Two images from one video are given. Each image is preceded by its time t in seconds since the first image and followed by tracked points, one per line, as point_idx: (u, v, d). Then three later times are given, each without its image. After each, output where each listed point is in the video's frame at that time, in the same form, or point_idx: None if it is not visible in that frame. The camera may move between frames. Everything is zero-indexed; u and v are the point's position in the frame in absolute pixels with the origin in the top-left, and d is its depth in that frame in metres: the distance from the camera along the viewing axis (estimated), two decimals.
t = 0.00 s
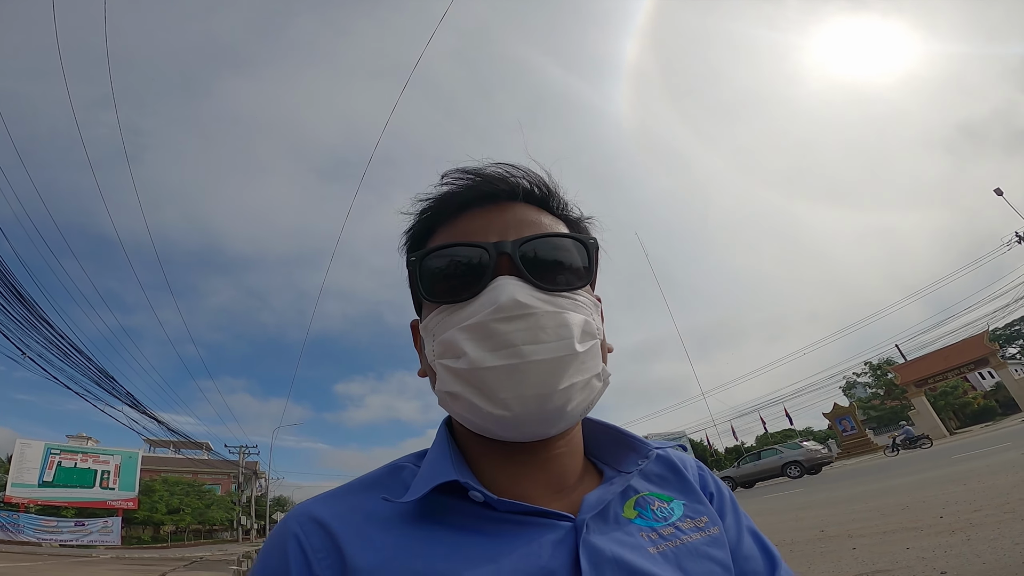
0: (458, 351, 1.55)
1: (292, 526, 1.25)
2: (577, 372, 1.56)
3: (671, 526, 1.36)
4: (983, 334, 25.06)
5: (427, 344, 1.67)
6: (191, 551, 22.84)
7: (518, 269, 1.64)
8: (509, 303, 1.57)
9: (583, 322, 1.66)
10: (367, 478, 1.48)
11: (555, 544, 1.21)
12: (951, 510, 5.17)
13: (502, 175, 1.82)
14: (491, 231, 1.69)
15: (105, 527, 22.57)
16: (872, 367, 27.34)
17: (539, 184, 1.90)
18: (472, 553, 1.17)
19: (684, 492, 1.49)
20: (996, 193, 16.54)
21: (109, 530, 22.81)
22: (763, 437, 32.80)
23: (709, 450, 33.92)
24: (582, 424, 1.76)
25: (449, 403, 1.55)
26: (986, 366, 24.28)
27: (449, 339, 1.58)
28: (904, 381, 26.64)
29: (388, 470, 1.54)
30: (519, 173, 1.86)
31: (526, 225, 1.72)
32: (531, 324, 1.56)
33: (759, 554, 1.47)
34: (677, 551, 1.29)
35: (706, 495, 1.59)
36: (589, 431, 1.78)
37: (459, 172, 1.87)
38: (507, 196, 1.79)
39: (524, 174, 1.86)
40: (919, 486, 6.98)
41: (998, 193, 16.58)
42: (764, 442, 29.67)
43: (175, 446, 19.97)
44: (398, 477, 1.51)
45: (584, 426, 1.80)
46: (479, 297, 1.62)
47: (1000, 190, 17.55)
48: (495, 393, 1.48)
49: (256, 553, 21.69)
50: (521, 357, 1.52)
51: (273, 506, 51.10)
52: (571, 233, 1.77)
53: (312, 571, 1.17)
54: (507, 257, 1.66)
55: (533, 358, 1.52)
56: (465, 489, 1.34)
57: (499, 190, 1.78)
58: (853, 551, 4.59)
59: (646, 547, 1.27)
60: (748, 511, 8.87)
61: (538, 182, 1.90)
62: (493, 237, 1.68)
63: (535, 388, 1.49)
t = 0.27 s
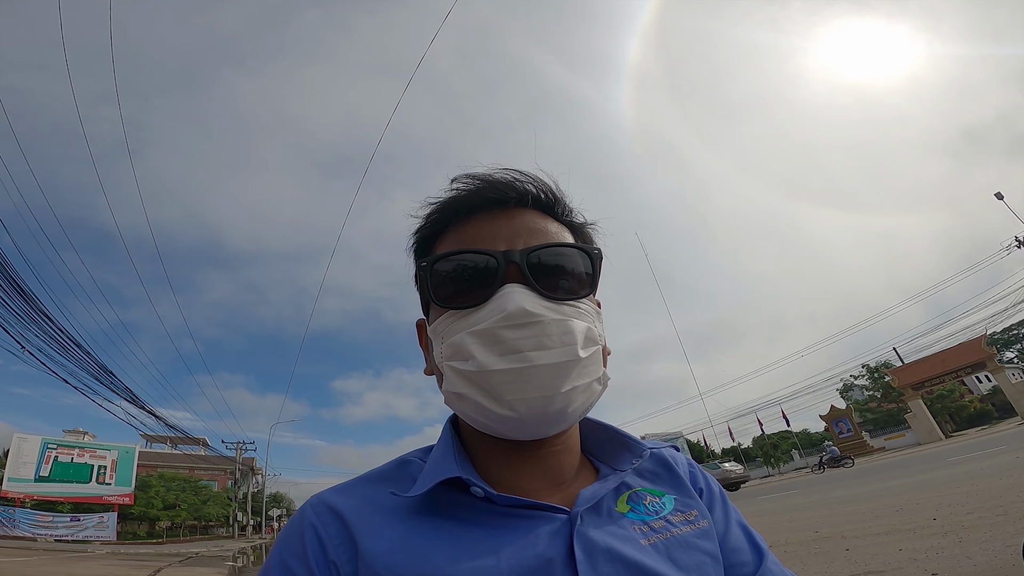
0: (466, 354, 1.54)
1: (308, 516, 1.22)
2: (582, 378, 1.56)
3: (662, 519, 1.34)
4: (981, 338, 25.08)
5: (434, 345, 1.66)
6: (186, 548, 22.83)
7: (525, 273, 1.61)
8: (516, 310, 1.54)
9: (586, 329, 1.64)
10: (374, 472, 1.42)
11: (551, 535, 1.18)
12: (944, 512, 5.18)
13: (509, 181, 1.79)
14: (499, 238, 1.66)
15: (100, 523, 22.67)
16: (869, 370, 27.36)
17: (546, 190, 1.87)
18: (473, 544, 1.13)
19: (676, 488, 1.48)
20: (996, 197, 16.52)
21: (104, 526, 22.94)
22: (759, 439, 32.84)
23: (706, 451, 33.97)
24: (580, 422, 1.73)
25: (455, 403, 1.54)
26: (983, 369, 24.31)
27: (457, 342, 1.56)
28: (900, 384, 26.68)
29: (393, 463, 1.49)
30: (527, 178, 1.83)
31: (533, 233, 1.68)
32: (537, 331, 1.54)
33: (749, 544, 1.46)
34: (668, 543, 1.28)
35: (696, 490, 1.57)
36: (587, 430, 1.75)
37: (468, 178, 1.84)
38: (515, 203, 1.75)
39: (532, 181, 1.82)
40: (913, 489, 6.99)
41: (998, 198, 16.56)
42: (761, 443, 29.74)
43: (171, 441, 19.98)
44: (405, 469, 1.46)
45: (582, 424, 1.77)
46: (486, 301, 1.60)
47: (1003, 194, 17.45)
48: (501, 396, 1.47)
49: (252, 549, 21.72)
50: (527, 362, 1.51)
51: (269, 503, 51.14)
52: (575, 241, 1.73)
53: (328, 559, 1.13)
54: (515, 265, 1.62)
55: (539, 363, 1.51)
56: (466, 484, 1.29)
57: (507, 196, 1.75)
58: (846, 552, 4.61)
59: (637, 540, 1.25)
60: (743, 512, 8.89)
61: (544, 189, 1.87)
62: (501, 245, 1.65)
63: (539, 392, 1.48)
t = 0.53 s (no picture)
0: (463, 348, 1.52)
1: (306, 506, 1.19)
2: (576, 372, 1.55)
3: (653, 512, 1.33)
4: (978, 341, 25.11)
5: (430, 339, 1.63)
6: (180, 543, 22.84)
7: (522, 268, 1.60)
8: (513, 305, 1.53)
9: (581, 324, 1.62)
10: (370, 463, 1.38)
11: (544, 527, 1.16)
12: (936, 514, 5.21)
13: (507, 176, 1.77)
14: (497, 234, 1.64)
15: (95, 518, 23.07)
16: (866, 372, 27.40)
17: (543, 188, 1.86)
18: (468, 536, 1.11)
19: (667, 481, 1.47)
20: (997, 200, 16.48)
21: (98, 521, 23.33)
22: (756, 439, 32.89)
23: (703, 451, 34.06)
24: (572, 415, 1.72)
25: (452, 396, 1.52)
26: (979, 372, 24.35)
27: (455, 336, 1.54)
28: (897, 386, 26.73)
29: (389, 455, 1.46)
30: (524, 176, 1.81)
31: (530, 230, 1.67)
32: (533, 326, 1.53)
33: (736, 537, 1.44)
34: (658, 536, 1.26)
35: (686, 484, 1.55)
36: (580, 423, 1.73)
37: (465, 173, 1.81)
38: (512, 199, 1.73)
39: (529, 177, 1.81)
40: (906, 490, 7.02)
41: (999, 201, 16.51)
42: (757, 443, 29.82)
43: (168, 436, 19.97)
44: (401, 462, 1.42)
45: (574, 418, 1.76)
46: (484, 295, 1.57)
47: (1003, 198, 17.39)
48: (498, 389, 1.46)
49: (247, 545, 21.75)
50: (523, 356, 1.49)
51: (266, 499, 51.25)
52: (571, 238, 1.72)
53: (325, 551, 1.10)
54: (512, 261, 1.60)
55: (534, 358, 1.49)
56: (462, 476, 1.26)
57: (505, 192, 1.73)
58: (838, 553, 4.62)
59: (629, 533, 1.23)
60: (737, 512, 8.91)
61: (541, 186, 1.86)
62: (499, 241, 1.63)
63: (535, 385, 1.47)
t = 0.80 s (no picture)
0: (456, 329, 1.48)
1: (303, 490, 1.16)
2: (570, 354, 1.50)
3: (648, 498, 1.28)
4: (973, 342, 25.22)
5: (426, 322, 1.59)
6: (175, 537, 22.89)
7: (516, 248, 1.55)
8: (506, 285, 1.48)
9: (573, 305, 1.57)
10: (365, 449, 1.35)
11: (540, 512, 1.13)
12: (926, 513, 5.25)
13: (499, 163, 1.75)
14: (490, 217, 1.61)
15: (90, 511, 23.10)
16: (862, 371, 27.52)
17: (536, 175, 1.83)
18: (463, 522, 1.08)
19: (661, 467, 1.42)
20: (997, 202, 16.48)
21: (94, 513, 23.38)
22: (750, 437, 33.07)
23: (698, 448, 34.26)
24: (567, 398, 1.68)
25: (446, 378, 1.48)
26: (974, 373, 24.48)
27: (449, 318, 1.50)
28: (892, 386, 26.86)
29: (386, 439, 1.43)
30: (517, 162, 1.79)
31: (523, 213, 1.63)
32: (526, 307, 1.48)
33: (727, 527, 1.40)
34: (652, 523, 1.22)
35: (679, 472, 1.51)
36: (575, 408, 1.68)
37: (459, 159, 1.79)
38: (505, 184, 1.71)
39: (522, 165, 1.79)
40: (898, 490, 7.07)
41: (999, 203, 16.52)
42: (752, 441, 30.00)
43: (165, 429, 20.01)
44: (399, 446, 1.39)
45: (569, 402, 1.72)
46: (478, 276, 1.53)
47: (1001, 200, 17.39)
48: (492, 369, 1.42)
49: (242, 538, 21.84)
50: (515, 336, 1.45)
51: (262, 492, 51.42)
52: (564, 220, 1.67)
53: (322, 535, 1.07)
54: (505, 243, 1.56)
55: (526, 339, 1.45)
56: (458, 460, 1.22)
57: (497, 177, 1.71)
58: (830, 550, 4.66)
59: (623, 518, 1.20)
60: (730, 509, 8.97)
61: (535, 174, 1.84)
62: (492, 224, 1.59)
63: (528, 365, 1.42)
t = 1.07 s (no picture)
0: (449, 323, 1.48)
1: (299, 482, 1.17)
2: (562, 352, 1.50)
3: (636, 493, 1.29)
4: (967, 340, 25.35)
5: (420, 315, 1.59)
6: (170, 528, 22.99)
7: (510, 243, 1.55)
8: (499, 280, 1.48)
9: (566, 300, 1.56)
10: (359, 441, 1.36)
11: (529, 505, 1.14)
12: (916, 511, 5.30)
13: (497, 161, 1.74)
14: (486, 213, 1.60)
15: (88, 503, 22.96)
16: (857, 368, 27.67)
17: (534, 174, 1.82)
18: (455, 515, 1.09)
19: (650, 462, 1.42)
20: (995, 202, 16.49)
21: (90, 506, 23.25)
22: (745, 433, 33.28)
23: (693, 443, 34.48)
24: (560, 393, 1.68)
25: (439, 371, 1.48)
26: (967, 371, 24.63)
27: (443, 311, 1.50)
28: (886, 384, 27.03)
29: (381, 432, 1.43)
30: (516, 160, 1.78)
31: (520, 209, 1.62)
32: (518, 303, 1.47)
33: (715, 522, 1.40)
34: (641, 517, 1.22)
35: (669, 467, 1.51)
36: (567, 403, 1.69)
37: (456, 155, 1.78)
38: (501, 181, 1.70)
39: (521, 162, 1.78)
40: (889, 487, 7.13)
41: (997, 203, 16.53)
42: (746, 437, 30.20)
43: (161, 421, 20.05)
44: (393, 438, 1.40)
45: (562, 396, 1.72)
46: (471, 270, 1.53)
47: (998, 200, 17.41)
48: (483, 361, 1.42)
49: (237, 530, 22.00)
50: (507, 330, 1.44)
51: (258, 483, 51.65)
52: (560, 218, 1.66)
53: (317, 525, 1.08)
54: (500, 238, 1.56)
55: (519, 334, 1.44)
56: (449, 454, 1.23)
57: (494, 173, 1.70)
58: (820, 547, 4.71)
59: (611, 513, 1.20)
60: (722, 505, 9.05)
61: (533, 172, 1.83)
62: (488, 219, 1.58)
63: (520, 359, 1.42)
